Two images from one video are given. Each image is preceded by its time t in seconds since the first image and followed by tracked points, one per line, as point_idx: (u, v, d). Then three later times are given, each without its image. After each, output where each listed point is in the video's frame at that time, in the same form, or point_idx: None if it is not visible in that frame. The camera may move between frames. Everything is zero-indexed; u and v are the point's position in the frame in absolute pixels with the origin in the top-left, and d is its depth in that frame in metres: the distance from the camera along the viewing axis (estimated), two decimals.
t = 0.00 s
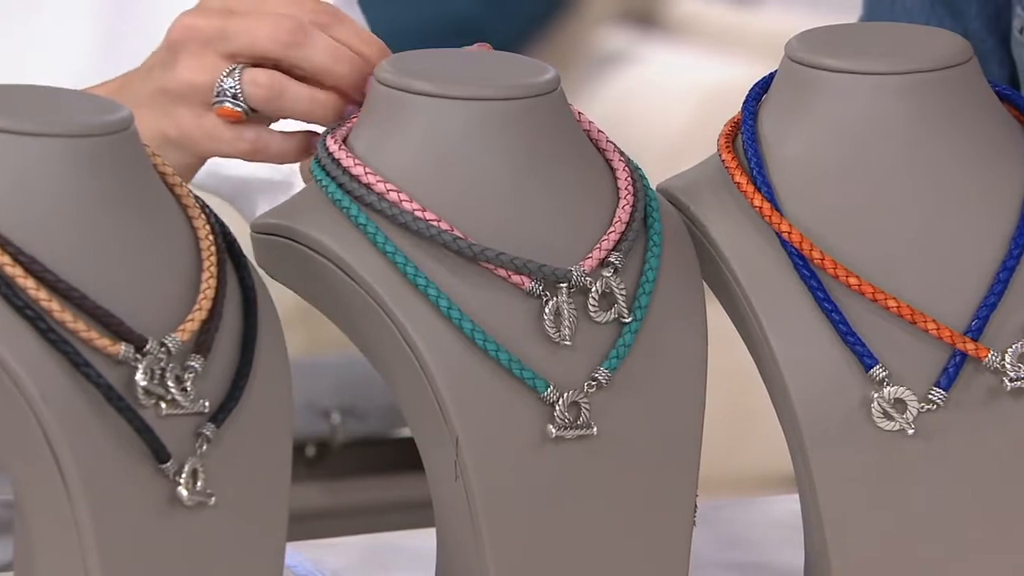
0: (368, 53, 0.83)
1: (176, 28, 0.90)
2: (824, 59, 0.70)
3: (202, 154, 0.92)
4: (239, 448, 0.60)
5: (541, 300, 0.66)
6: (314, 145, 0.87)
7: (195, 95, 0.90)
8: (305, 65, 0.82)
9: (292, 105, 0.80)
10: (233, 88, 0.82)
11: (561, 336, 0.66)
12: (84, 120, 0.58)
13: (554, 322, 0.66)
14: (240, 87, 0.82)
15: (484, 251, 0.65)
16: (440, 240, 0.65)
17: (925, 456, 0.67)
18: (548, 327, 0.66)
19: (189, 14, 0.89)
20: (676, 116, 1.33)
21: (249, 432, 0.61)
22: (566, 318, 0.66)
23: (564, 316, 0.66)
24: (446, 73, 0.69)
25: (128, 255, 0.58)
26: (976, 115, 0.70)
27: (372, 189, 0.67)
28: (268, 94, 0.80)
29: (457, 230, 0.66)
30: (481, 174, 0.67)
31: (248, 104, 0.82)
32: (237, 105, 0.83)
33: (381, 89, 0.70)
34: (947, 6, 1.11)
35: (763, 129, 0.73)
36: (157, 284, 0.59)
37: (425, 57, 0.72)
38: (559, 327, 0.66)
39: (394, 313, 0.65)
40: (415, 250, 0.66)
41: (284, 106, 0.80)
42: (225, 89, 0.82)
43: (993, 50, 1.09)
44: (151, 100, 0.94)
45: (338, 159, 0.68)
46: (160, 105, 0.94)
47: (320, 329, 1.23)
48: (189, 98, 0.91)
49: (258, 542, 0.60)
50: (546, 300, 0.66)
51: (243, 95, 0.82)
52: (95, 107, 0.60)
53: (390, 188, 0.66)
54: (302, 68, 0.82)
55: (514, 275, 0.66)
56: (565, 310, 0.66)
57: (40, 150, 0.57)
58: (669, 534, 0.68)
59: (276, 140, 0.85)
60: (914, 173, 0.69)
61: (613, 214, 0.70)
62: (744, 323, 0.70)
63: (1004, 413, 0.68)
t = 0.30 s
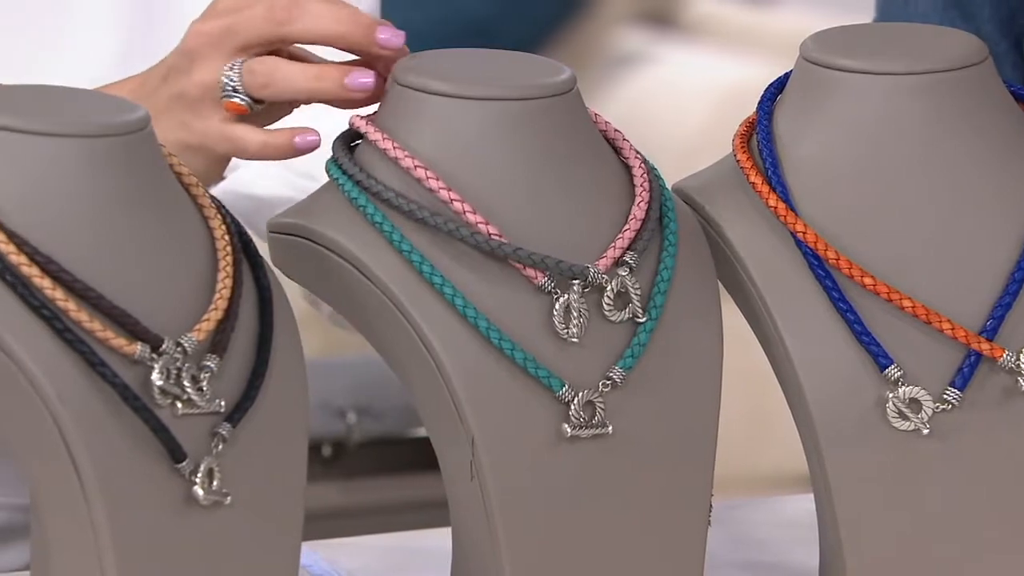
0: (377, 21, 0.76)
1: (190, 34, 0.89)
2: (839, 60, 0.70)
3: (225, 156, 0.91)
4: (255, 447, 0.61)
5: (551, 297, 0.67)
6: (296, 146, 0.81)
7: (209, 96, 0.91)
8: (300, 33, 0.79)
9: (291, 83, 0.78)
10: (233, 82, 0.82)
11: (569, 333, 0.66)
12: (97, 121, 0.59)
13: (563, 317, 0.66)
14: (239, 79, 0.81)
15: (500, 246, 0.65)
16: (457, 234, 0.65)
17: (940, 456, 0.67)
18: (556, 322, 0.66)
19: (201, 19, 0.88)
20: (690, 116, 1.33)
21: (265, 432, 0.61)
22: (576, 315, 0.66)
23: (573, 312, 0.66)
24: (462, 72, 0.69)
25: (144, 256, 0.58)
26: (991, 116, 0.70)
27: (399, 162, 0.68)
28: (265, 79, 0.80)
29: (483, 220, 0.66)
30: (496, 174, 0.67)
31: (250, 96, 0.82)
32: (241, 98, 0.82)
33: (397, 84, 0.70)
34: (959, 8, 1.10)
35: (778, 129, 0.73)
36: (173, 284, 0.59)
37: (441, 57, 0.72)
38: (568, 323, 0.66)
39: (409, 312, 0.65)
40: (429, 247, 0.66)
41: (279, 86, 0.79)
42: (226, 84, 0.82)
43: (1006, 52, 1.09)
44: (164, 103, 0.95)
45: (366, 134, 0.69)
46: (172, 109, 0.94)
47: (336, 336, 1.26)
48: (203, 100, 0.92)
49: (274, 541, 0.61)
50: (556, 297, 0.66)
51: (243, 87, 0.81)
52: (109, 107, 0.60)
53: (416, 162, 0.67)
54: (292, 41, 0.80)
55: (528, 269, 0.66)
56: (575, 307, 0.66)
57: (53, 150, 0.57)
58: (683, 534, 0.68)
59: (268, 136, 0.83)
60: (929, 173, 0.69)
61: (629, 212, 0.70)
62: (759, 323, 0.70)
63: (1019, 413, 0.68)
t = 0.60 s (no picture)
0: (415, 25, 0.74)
1: (225, 41, 0.91)
2: (855, 60, 0.70)
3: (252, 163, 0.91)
4: (270, 448, 0.61)
5: (565, 293, 0.67)
6: (327, 161, 0.78)
7: (244, 103, 0.91)
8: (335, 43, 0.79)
9: (331, 95, 0.77)
10: (275, 94, 0.82)
11: (580, 328, 0.66)
12: (114, 121, 0.59)
13: (575, 312, 0.66)
14: (281, 91, 0.81)
15: (517, 240, 0.65)
16: (474, 227, 0.66)
17: (955, 456, 0.67)
18: (568, 316, 0.66)
19: (234, 26, 0.90)
20: (706, 115, 1.34)
21: (280, 431, 0.62)
22: (588, 310, 0.66)
23: (585, 308, 0.66)
24: (479, 72, 0.70)
25: (160, 257, 0.59)
26: (1007, 116, 0.70)
27: (413, 157, 0.68)
28: (306, 92, 0.80)
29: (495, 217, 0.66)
30: (512, 174, 0.68)
31: (292, 108, 0.82)
32: (283, 110, 0.82)
33: (418, 84, 0.71)
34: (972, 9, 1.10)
35: (794, 129, 0.73)
36: (190, 285, 0.60)
37: (458, 57, 0.72)
38: (580, 316, 0.66)
39: (424, 311, 0.65)
40: (444, 244, 0.67)
41: (322, 98, 0.78)
42: (269, 95, 0.82)
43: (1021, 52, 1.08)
44: (203, 113, 0.96)
45: (386, 132, 0.70)
46: (207, 118, 0.95)
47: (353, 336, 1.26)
48: (239, 109, 0.92)
49: (290, 539, 0.61)
50: (569, 292, 0.66)
51: (285, 99, 0.81)
52: (125, 108, 0.61)
53: (430, 157, 0.68)
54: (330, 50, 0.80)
55: (540, 264, 0.66)
56: (588, 303, 0.66)
57: (70, 150, 0.58)
58: (698, 533, 0.69)
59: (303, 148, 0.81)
60: (944, 173, 0.69)
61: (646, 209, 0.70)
62: (774, 322, 0.70)
63: None
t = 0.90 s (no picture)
0: None
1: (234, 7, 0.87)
2: (873, 60, 0.70)
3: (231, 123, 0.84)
4: (289, 447, 0.62)
5: (584, 294, 0.67)
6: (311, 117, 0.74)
7: (238, 70, 0.87)
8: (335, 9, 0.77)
9: (316, 54, 0.74)
10: (261, 47, 0.78)
11: (602, 330, 0.66)
12: (133, 121, 0.60)
13: (596, 314, 0.66)
14: (267, 46, 0.78)
15: (530, 245, 0.65)
16: (488, 233, 0.66)
17: (974, 456, 0.67)
18: (590, 319, 0.66)
19: None
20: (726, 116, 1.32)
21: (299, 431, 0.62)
22: (609, 312, 0.66)
23: (607, 309, 0.66)
24: (497, 73, 0.70)
25: (179, 257, 0.59)
26: None
27: (420, 179, 0.68)
28: (290, 50, 0.76)
29: (505, 223, 0.67)
30: (529, 174, 0.68)
31: (277, 63, 0.78)
32: (267, 65, 0.78)
33: (436, 85, 0.71)
34: (989, 10, 1.09)
35: (812, 129, 0.73)
36: (207, 284, 0.60)
37: (476, 57, 0.72)
38: (602, 319, 0.66)
39: (442, 311, 0.66)
40: (461, 245, 0.67)
41: (307, 57, 0.75)
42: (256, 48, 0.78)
43: None
44: (202, 82, 0.92)
45: (391, 150, 0.70)
46: (206, 86, 0.91)
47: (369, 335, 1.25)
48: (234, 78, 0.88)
49: (309, 537, 0.62)
50: (589, 294, 0.67)
51: (270, 54, 0.78)
52: (144, 107, 0.61)
53: (438, 177, 0.68)
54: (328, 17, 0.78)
55: (557, 269, 0.66)
56: (608, 305, 0.66)
57: (89, 150, 0.58)
58: (715, 532, 0.69)
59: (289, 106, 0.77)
60: (963, 173, 0.68)
61: (666, 212, 0.70)
62: (792, 322, 0.70)
63: None
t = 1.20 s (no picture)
0: None
1: None
2: (889, 60, 0.70)
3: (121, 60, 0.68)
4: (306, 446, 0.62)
5: (600, 295, 0.67)
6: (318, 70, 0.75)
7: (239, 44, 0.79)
8: None
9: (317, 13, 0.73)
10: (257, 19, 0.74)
11: (618, 330, 0.66)
12: (148, 121, 0.60)
13: (613, 314, 0.66)
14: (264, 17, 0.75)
15: (545, 245, 0.66)
16: (504, 233, 0.66)
17: (990, 456, 0.67)
18: (607, 319, 0.66)
19: None
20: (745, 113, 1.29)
21: (316, 430, 0.63)
22: (626, 313, 0.66)
23: (623, 310, 0.66)
24: (514, 73, 0.70)
25: (195, 258, 0.60)
26: None
27: (436, 179, 0.68)
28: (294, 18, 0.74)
29: (521, 224, 0.67)
30: (544, 174, 0.68)
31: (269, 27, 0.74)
32: None
33: (452, 86, 0.71)
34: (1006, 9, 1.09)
35: (828, 129, 0.73)
36: (223, 285, 0.61)
37: (493, 58, 0.73)
38: (618, 320, 0.66)
39: (458, 311, 0.66)
40: (477, 245, 0.67)
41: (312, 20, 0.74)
42: None
43: None
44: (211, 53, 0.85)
45: (406, 150, 0.70)
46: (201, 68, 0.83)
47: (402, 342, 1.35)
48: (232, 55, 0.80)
49: (326, 536, 0.62)
50: (605, 295, 0.67)
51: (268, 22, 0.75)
52: (160, 108, 0.62)
53: (453, 177, 0.68)
54: None
55: (574, 269, 0.66)
56: (625, 305, 0.66)
57: (106, 150, 0.59)
58: (731, 532, 0.69)
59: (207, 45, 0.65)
60: (979, 173, 0.68)
61: (683, 212, 0.70)
62: (808, 322, 0.70)
63: None
